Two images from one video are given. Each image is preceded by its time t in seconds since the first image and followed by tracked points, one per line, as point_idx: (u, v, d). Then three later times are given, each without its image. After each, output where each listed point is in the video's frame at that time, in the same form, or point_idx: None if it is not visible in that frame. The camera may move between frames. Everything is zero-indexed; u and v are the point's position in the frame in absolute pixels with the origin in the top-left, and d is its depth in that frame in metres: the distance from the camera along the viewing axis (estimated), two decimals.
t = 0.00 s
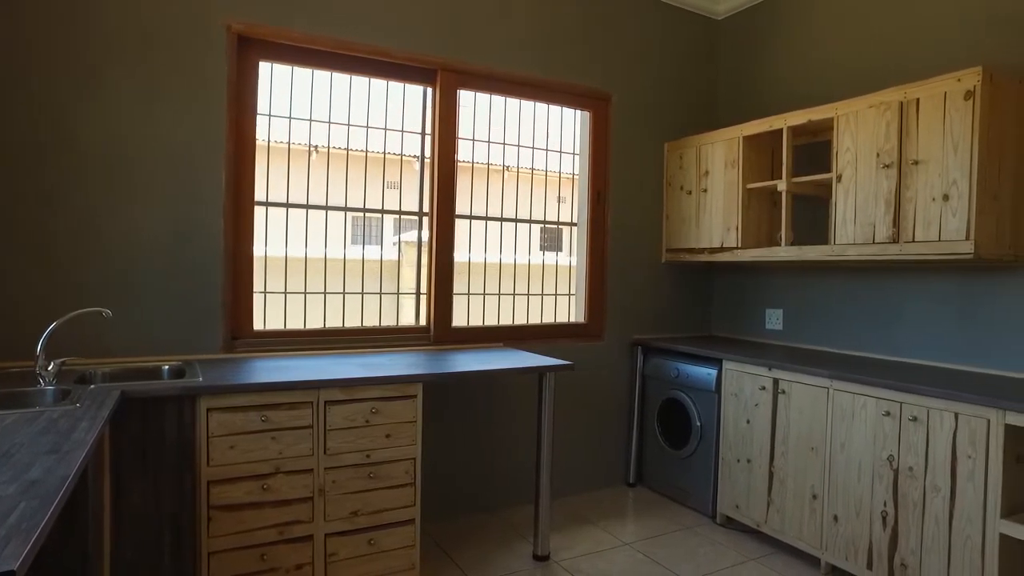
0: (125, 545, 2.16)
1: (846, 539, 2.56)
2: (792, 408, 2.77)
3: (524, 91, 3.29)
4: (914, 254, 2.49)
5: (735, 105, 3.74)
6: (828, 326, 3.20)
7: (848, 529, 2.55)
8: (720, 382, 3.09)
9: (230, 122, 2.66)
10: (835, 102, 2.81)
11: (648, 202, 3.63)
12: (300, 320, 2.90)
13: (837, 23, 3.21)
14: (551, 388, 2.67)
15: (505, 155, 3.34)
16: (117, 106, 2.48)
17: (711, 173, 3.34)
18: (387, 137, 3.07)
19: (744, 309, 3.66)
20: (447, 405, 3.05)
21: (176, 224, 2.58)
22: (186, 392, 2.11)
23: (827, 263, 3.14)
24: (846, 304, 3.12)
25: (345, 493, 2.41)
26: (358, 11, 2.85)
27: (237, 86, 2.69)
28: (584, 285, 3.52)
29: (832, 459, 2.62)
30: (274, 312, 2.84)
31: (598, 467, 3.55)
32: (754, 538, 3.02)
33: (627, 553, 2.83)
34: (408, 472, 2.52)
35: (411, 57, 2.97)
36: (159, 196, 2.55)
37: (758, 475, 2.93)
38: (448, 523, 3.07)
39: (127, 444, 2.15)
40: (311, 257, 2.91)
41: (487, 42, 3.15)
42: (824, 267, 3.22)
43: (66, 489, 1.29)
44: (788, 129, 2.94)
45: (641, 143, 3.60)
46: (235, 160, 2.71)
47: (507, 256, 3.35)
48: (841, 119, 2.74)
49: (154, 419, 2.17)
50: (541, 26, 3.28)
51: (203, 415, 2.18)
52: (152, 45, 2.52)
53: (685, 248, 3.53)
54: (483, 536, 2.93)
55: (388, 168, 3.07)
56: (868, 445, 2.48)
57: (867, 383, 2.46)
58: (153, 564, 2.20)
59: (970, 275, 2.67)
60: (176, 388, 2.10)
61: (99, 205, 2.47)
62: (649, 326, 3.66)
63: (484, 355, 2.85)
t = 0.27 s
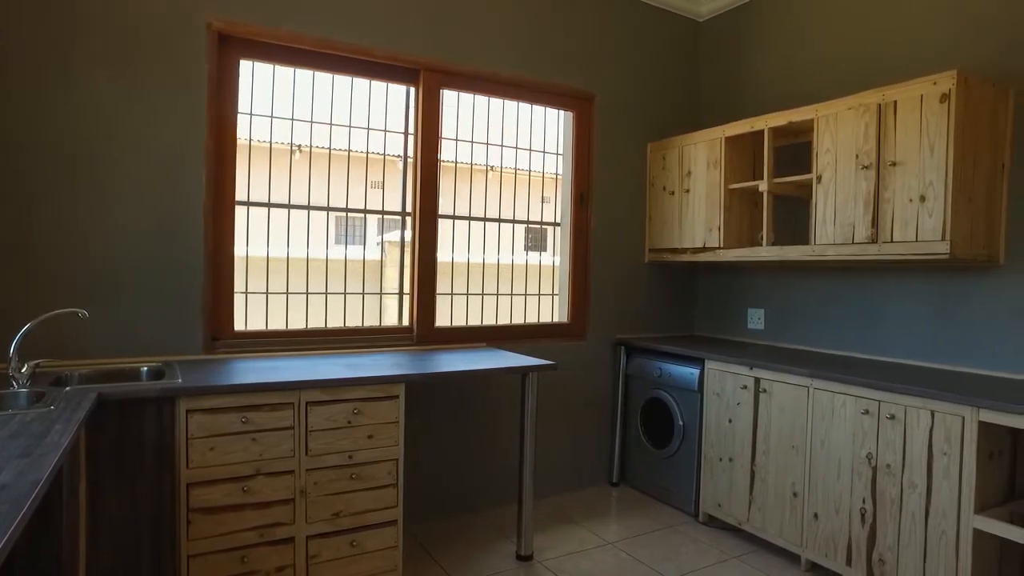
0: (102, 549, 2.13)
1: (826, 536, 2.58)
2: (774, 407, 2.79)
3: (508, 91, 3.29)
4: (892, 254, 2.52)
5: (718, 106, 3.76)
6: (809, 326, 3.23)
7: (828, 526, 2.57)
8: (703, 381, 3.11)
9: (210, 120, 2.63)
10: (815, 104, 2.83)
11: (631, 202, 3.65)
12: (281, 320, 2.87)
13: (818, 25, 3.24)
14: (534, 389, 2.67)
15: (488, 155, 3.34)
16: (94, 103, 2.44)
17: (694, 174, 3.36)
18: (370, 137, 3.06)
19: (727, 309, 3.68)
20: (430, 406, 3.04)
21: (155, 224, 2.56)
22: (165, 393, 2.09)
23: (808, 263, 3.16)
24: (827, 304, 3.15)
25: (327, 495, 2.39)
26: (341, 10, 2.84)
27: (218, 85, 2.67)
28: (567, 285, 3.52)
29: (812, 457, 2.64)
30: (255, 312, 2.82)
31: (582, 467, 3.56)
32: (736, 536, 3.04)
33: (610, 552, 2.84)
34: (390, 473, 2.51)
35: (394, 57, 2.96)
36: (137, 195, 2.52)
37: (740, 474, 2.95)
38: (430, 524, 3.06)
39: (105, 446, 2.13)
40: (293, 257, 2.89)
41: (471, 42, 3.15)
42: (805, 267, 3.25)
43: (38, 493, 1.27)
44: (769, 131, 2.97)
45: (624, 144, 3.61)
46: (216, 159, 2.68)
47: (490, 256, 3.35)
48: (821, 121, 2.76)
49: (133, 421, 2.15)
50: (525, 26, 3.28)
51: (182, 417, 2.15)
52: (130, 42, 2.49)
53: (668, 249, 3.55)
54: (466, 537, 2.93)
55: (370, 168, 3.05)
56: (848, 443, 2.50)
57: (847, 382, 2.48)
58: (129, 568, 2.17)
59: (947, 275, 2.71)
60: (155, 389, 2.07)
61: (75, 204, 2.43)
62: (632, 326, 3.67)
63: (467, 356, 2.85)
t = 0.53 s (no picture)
0: (77, 555, 2.09)
1: (805, 534, 2.61)
2: (754, 406, 2.81)
3: (491, 91, 3.29)
4: (870, 254, 2.55)
5: (699, 107, 3.79)
6: (789, 325, 3.27)
7: (807, 523, 2.60)
8: (684, 381, 3.13)
9: (188, 118, 2.60)
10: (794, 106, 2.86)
11: (613, 203, 3.66)
12: (262, 321, 2.85)
13: (797, 28, 3.28)
14: (516, 389, 2.67)
15: (471, 155, 3.33)
16: (69, 101, 2.41)
17: (676, 174, 3.38)
18: (352, 136, 3.04)
19: (708, 309, 3.71)
20: (412, 406, 3.04)
21: (132, 223, 2.52)
22: (142, 395, 2.06)
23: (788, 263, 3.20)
24: (806, 304, 3.18)
25: (307, 496, 2.38)
26: (322, 8, 2.82)
27: (197, 83, 2.65)
28: (550, 285, 3.53)
29: (792, 455, 2.67)
30: (235, 313, 2.79)
31: (565, 467, 3.57)
32: (717, 534, 3.06)
33: (593, 552, 2.84)
34: (372, 474, 2.50)
35: (376, 56, 2.95)
36: (114, 194, 2.49)
37: (721, 472, 2.97)
38: (413, 525, 3.05)
39: (79, 448, 2.09)
40: (274, 258, 2.87)
41: (453, 41, 3.15)
42: (784, 267, 3.28)
43: (9, 496, 1.25)
44: (750, 132, 2.99)
45: (607, 145, 3.62)
46: (195, 158, 2.65)
47: (473, 256, 3.35)
48: (801, 122, 2.79)
49: (109, 423, 2.12)
50: (507, 27, 3.29)
51: (160, 419, 2.13)
52: (106, 39, 2.46)
53: (650, 249, 3.57)
54: (449, 537, 2.93)
55: (352, 167, 3.04)
56: (826, 441, 2.53)
57: (826, 381, 2.51)
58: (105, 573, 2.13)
59: (923, 275, 2.75)
60: (132, 391, 2.05)
61: (49, 203, 2.39)
62: (614, 326, 3.69)
63: (449, 356, 2.85)
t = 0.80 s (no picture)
0: (49, 562, 2.02)
1: (785, 531, 2.64)
2: (735, 405, 2.84)
3: (473, 91, 3.29)
4: (848, 255, 2.58)
5: (681, 108, 3.82)
6: (769, 325, 3.30)
7: (787, 520, 2.63)
8: (666, 380, 3.15)
9: (166, 116, 2.57)
10: (774, 107, 2.89)
11: (596, 203, 3.68)
12: (242, 321, 2.83)
13: (776, 31, 3.31)
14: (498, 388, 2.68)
15: (454, 155, 3.33)
16: (44, 98, 2.37)
17: (657, 175, 3.40)
18: (334, 135, 3.02)
19: (690, 308, 3.74)
20: (394, 407, 3.03)
21: (109, 222, 2.49)
22: (119, 396, 2.04)
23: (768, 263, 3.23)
24: (786, 303, 3.22)
25: (288, 498, 2.36)
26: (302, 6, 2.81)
27: (175, 81, 2.62)
28: (532, 285, 3.54)
29: (771, 453, 2.69)
30: (215, 313, 2.76)
31: (548, 466, 3.58)
32: (699, 532, 3.08)
33: (575, 551, 2.85)
34: (353, 475, 2.49)
35: (357, 55, 2.94)
36: (90, 193, 2.46)
37: (703, 471, 2.99)
38: (395, 526, 3.04)
39: (53, 451, 2.01)
40: (254, 258, 2.84)
41: (435, 41, 3.15)
42: (765, 267, 3.32)
43: None
44: (730, 133, 3.02)
45: (589, 145, 3.64)
46: (173, 156, 2.62)
47: (455, 256, 3.35)
48: (780, 124, 2.82)
49: (84, 424, 2.05)
50: (489, 27, 3.29)
51: (138, 420, 2.10)
52: (82, 36, 2.42)
53: (632, 249, 3.58)
54: (431, 538, 2.92)
55: (334, 166, 3.02)
56: (806, 439, 2.56)
57: (805, 379, 2.54)
58: None
59: (899, 275, 2.79)
60: (109, 392, 2.02)
61: (24, 201, 2.36)
62: (597, 326, 3.70)
63: (431, 356, 2.84)
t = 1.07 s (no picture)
0: (24, 562, 2.01)
1: (766, 528, 2.66)
2: (717, 404, 2.86)
3: (457, 91, 3.29)
4: (828, 255, 2.61)
5: (664, 109, 3.84)
6: (751, 324, 3.33)
7: (768, 518, 2.65)
8: (649, 379, 3.16)
9: (146, 115, 2.55)
10: (755, 108, 2.92)
11: (579, 203, 3.69)
12: (223, 322, 2.80)
13: (758, 32, 3.34)
14: (481, 388, 2.68)
15: (438, 155, 3.33)
16: (20, 96, 2.34)
17: (641, 175, 3.42)
18: (316, 135, 3.01)
19: (673, 308, 3.76)
20: (377, 407, 3.02)
21: (87, 222, 2.46)
22: (97, 398, 2.00)
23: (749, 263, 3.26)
24: (767, 303, 3.25)
25: (269, 499, 2.34)
26: (284, 5, 2.79)
27: (155, 79, 2.59)
28: (516, 285, 3.54)
29: (753, 451, 2.72)
30: (196, 314, 2.74)
31: (532, 466, 3.59)
32: (682, 530, 3.10)
33: (559, 550, 2.86)
34: (336, 476, 2.47)
35: (340, 54, 2.93)
36: (67, 193, 2.42)
37: (685, 470, 3.01)
38: (378, 526, 3.03)
39: (30, 452, 2.01)
40: (236, 258, 2.82)
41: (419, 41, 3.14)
42: (746, 267, 3.35)
43: None
44: (713, 134, 3.04)
45: (573, 145, 3.65)
46: (152, 155, 2.59)
47: (439, 256, 3.34)
48: (761, 125, 2.85)
49: (62, 425, 2.04)
50: (473, 27, 3.29)
51: (117, 422, 2.07)
52: (59, 33, 2.39)
53: (616, 249, 3.60)
54: (415, 538, 2.91)
55: (317, 166, 3.01)
56: (786, 437, 2.59)
57: (786, 378, 2.56)
58: None
59: (877, 275, 2.83)
60: (87, 393, 1.99)
61: None
62: (580, 326, 3.72)
63: (415, 356, 2.84)
